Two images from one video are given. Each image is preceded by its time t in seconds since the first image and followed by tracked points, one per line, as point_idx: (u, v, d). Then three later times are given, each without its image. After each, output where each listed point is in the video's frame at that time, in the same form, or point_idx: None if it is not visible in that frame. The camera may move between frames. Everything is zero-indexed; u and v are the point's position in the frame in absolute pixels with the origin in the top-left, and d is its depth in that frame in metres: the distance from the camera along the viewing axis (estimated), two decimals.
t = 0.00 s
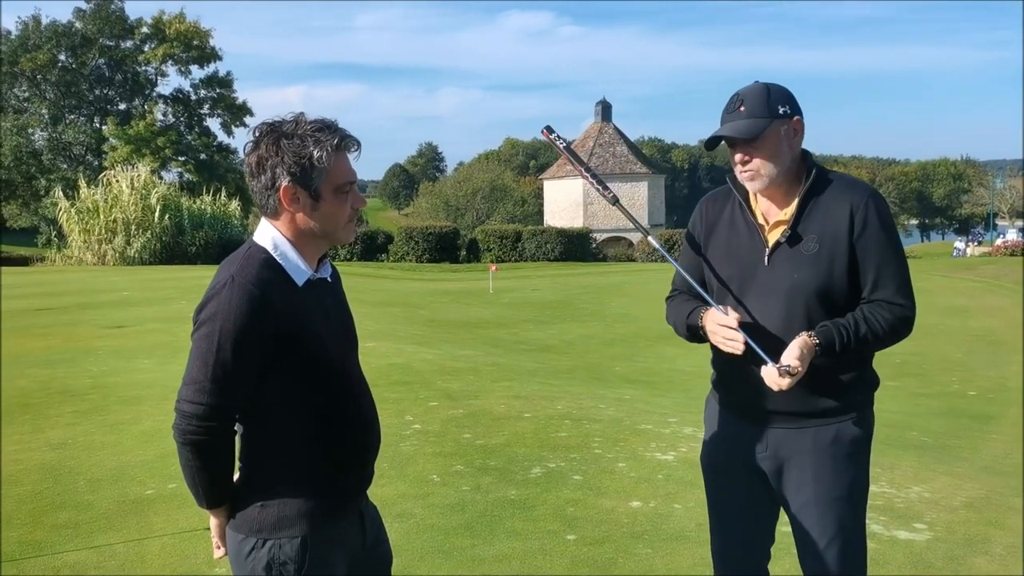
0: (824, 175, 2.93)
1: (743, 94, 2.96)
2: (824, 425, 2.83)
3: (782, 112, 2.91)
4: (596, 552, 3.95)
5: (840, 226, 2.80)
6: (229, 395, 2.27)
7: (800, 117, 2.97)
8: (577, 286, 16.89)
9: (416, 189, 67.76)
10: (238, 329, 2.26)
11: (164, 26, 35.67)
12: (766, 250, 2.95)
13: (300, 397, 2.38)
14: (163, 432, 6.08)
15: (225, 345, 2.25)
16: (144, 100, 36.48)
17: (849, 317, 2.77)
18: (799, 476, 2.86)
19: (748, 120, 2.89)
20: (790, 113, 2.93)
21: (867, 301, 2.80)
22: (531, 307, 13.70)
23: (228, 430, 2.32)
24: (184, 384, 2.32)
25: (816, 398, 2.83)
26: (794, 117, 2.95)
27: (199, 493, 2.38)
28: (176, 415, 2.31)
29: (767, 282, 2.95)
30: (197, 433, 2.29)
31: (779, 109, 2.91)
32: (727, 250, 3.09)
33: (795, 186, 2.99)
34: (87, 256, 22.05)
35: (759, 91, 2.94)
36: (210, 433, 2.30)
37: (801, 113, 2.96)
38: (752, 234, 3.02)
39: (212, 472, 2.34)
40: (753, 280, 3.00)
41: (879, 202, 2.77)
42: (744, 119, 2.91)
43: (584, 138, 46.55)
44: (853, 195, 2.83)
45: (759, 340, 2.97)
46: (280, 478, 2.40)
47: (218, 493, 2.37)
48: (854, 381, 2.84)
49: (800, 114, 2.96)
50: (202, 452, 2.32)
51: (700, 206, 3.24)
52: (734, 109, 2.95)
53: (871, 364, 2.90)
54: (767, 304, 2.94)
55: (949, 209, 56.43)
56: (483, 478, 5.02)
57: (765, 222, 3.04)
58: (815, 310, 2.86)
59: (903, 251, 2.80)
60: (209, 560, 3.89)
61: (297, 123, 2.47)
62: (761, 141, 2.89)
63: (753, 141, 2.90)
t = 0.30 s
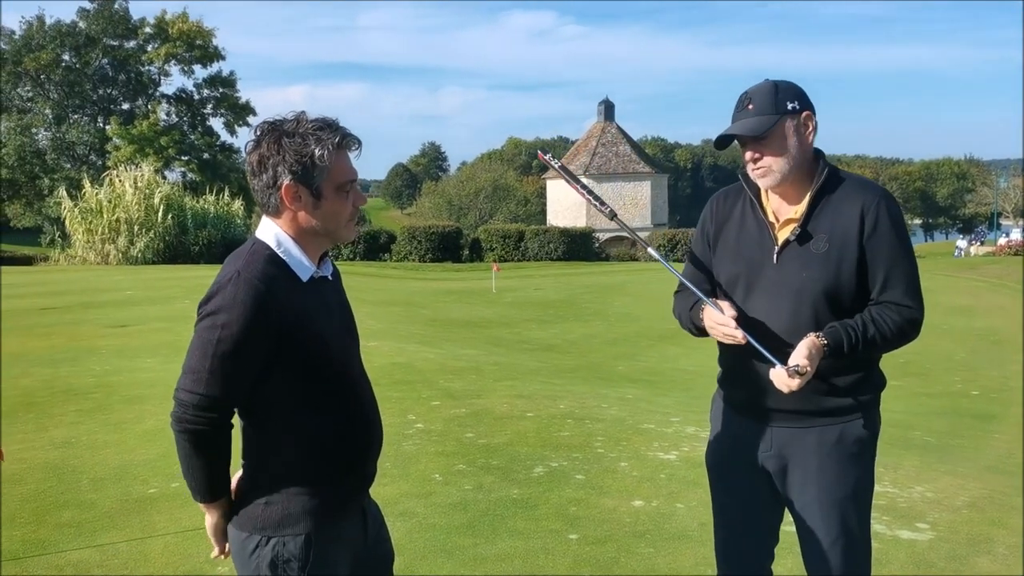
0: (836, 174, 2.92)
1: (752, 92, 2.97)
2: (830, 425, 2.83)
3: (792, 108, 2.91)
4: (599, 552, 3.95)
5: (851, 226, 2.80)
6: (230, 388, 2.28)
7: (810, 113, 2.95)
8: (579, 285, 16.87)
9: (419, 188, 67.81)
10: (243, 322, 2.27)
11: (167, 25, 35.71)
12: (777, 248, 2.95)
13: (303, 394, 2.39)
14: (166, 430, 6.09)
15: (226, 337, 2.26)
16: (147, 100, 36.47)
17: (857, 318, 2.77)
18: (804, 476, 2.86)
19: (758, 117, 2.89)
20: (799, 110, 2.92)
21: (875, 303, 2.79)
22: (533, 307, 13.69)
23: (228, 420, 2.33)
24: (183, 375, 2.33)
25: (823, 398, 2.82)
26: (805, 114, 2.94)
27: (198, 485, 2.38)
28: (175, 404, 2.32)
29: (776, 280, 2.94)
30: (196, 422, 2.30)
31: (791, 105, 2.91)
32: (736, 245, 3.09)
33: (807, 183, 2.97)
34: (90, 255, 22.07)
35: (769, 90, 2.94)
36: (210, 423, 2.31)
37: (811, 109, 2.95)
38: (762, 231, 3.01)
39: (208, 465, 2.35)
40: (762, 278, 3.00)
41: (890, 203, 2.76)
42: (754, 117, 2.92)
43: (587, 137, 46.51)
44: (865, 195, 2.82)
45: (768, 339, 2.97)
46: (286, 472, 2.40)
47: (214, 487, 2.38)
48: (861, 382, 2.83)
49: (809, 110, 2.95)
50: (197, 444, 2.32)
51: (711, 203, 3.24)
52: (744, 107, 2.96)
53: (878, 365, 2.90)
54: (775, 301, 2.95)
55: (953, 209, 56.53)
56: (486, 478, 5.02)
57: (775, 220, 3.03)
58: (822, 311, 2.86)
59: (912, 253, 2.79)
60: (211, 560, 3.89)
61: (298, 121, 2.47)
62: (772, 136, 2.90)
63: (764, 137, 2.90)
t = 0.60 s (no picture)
0: (838, 174, 2.91)
1: (751, 93, 3.00)
2: (829, 427, 2.83)
3: (788, 109, 2.91)
4: (599, 552, 3.96)
5: (852, 228, 2.80)
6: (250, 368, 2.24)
7: (810, 114, 2.94)
8: (580, 286, 16.88)
9: (420, 189, 67.89)
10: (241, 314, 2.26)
11: (168, 26, 35.79)
12: (778, 249, 2.96)
13: (303, 396, 2.39)
14: (167, 431, 6.10)
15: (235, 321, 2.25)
16: (149, 101, 36.59)
17: (859, 325, 2.77)
18: (804, 477, 2.87)
19: (754, 120, 2.92)
20: (797, 111, 2.92)
21: (876, 305, 2.79)
22: (534, 307, 13.71)
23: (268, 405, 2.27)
24: (212, 380, 2.26)
25: (824, 401, 2.82)
26: (802, 115, 2.93)
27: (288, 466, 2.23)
28: (217, 407, 2.23)
29: (777, 282, 2.95)
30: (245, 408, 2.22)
31: (786, 107, 2.91)
32: (737, 246, 3.10)
33: (808, 184, 2.96)
34: (91, 256, 22.13)
35: (766, 91, 2.95)
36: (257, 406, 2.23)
37: (811, 110, 2.94)
38: (764, 233, 3.02)
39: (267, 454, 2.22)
40: (763, 279, 3.01)
41: (892, 204, 2.75)
42: (751, 119, 2.95)
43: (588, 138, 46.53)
44: (866, 196, 2.81)
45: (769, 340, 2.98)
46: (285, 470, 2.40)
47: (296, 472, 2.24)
48: (862, 383, 2.83)
49: (809, 111, 2.94)
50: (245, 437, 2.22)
51: (716, 204, 3.26)
52: (741, 110, 2.99)
53: (881, 366, 2.89)
54: (776, 302, 2.95)
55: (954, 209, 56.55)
56: (486, 478, 5.03)
57: (777, 221, 3.04)
58: (823, 314, 2.86)
59: (915, 254, 2.78)
60: (212, 559, 3.90)
61: (280, 123, 2.47)
62: (766, 139, 2.91)
63: (758, 139, 2.93)
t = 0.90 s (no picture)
0: (839, 174, 2.91)
1: (754, 91, 3.00)
2: (829, 427, 2.83)
3: (789, 110, 2.90)
4: (600, 552, 3.96)
5: (852, 227, 2.80)
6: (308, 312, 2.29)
7: (812, 113, 2.94)
8: (581, 285, 16.87)
9: (421, 188, 67.95)
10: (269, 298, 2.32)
11: (170, 26, 35.89)
12: (778, 249, 2.96)
13: (304, 396, 2.40)
14: (168, 431, 6.10)
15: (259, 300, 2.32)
16: (150, 100, 36.63)
17: (860, 325, 2.77)
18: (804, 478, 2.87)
19: (754, 118, 2.93)
20: (799, 110, 2.91)
21: (878, 305, 2.79)
22: (535, 307, 13.70)
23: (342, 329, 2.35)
24: (287, 333, 2.26)
25: (825, 401, 2.82)
26: (804, 115, 2.92)
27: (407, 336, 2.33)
28: (312, 340, 2.24)
29: (778, 282, 2.95)
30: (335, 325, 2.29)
31: (786, 107, 2.91)
32: (739, 244, 3.11)
33: (808, 184, 2.97)
34: (93, 255, 22.17)
35: (769, 89, 2.95)
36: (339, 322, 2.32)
37: (812, 109, 2.94)
38: (765, 232, 3.03)
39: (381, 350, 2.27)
40: (762, 278, 3.01)
41: (892, 204, 2.75)
42: (751, 117, 2.95)
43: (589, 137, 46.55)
44: (867, 197, 2.81)
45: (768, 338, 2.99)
46: (292, 468, 2.42)
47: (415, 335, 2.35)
48: (865, 383, 2.82)
49: (811, 111, 2.94)
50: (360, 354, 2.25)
51: (718, 203, 3.26)
52: (743, 106, 3.00)
53: (882, 366, 2.89)
54: (777, 300, 2.95)
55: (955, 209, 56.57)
56: (487, 477, 5.03)
57: (778, 220, 3.04)
58: (824, 314, 2.86)
59: (916, 255, 2.78)
60: (213, 559, 3.89)
61: (269, 127, 2.47)
62: (764, 137, 2.92)
63: (758, 138, 2.93)
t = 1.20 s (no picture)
0: (841, 174, 2.91)
1: (756, 91, 3.00)
2: (831, 427, 2.83)
3: (794, 108, 2.91)
4: (600, 552, 3.96)
5: (854, 227, 2.79)
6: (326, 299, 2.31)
7: (814, 113, 2.94)
8: (582, 285, 16.86)
9: (421, 188, 67.96)
10: (284, 289, 2.32)
11: (171, 26, 35.89)
12: (780, 248, 2.96)
13: (306, 396, 2.40)
14: (169, 431, 6.09)
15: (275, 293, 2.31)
16: (151, 100, 36.53)
17: (862, 325, 2.76)
18: (806, 479, 2.87)
19: (756, 117, 2.92)
20: (801, 110, 2.92)
21: (880, 306, 2.78)
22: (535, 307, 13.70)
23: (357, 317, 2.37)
24: (305, 321, 2.27)
25: (826, 401, 2.82)
26: (806, 114, 2.93)
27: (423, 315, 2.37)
28: (331, 328, 2.25)
29: (780, 281, 2.95)
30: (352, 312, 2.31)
31: (791, 106, 2.91)
32: (740, 244, 3.10)
33: (809, 184, 2.97)
34: (92, 255, 22.30)
35: (774, 87, 2.95)
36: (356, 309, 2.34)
37: (815, 109, 2.94)
38: (766, 231, 3.03)
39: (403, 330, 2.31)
40: (763, 278, 3.01)
41: (894, 203, 2.75)
42: (754, 116, 2.95)
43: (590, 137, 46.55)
44: (868, 197, 2.81)
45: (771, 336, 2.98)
46: (299, 469, 2.42)
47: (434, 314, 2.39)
48: (866, 383, 2.82)
49: (814, 110, 2.94)
50: (383, 336, 2.28)
51: (719, 203, 3.26)
52: (747, 105, 3.00)
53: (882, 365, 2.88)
54: (778, 299, 2.95)
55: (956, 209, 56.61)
56: (488, 477, 5.03)
57: (780, 219, 3.05)
58: (826, 314, 2.86)
59: (917, 255, 2.78)
60: (213, 559, 3.89)
61: (273, 125, 2.47)
62: (768, 136, 2.91)
63: (761, 136, 2.93)
